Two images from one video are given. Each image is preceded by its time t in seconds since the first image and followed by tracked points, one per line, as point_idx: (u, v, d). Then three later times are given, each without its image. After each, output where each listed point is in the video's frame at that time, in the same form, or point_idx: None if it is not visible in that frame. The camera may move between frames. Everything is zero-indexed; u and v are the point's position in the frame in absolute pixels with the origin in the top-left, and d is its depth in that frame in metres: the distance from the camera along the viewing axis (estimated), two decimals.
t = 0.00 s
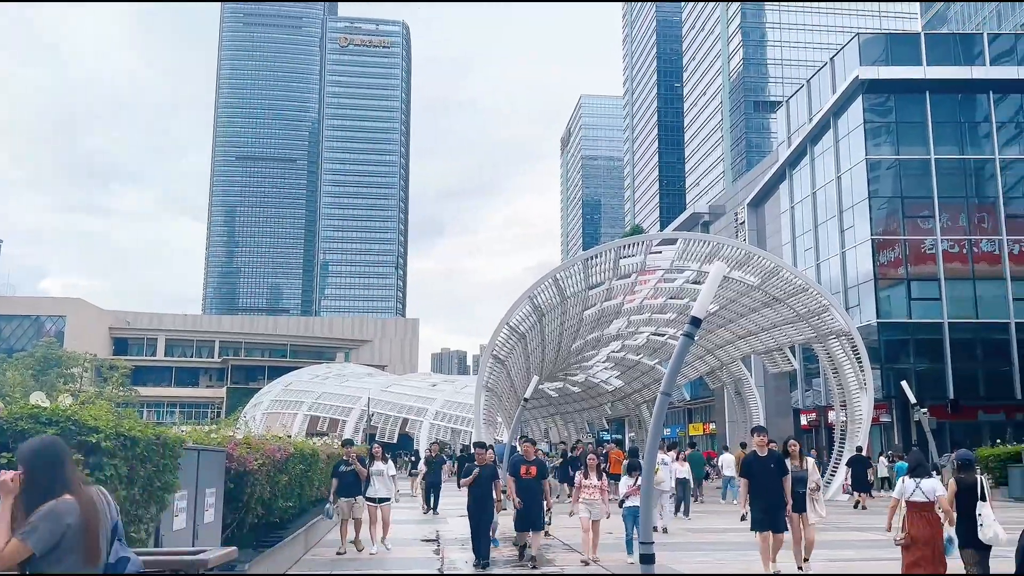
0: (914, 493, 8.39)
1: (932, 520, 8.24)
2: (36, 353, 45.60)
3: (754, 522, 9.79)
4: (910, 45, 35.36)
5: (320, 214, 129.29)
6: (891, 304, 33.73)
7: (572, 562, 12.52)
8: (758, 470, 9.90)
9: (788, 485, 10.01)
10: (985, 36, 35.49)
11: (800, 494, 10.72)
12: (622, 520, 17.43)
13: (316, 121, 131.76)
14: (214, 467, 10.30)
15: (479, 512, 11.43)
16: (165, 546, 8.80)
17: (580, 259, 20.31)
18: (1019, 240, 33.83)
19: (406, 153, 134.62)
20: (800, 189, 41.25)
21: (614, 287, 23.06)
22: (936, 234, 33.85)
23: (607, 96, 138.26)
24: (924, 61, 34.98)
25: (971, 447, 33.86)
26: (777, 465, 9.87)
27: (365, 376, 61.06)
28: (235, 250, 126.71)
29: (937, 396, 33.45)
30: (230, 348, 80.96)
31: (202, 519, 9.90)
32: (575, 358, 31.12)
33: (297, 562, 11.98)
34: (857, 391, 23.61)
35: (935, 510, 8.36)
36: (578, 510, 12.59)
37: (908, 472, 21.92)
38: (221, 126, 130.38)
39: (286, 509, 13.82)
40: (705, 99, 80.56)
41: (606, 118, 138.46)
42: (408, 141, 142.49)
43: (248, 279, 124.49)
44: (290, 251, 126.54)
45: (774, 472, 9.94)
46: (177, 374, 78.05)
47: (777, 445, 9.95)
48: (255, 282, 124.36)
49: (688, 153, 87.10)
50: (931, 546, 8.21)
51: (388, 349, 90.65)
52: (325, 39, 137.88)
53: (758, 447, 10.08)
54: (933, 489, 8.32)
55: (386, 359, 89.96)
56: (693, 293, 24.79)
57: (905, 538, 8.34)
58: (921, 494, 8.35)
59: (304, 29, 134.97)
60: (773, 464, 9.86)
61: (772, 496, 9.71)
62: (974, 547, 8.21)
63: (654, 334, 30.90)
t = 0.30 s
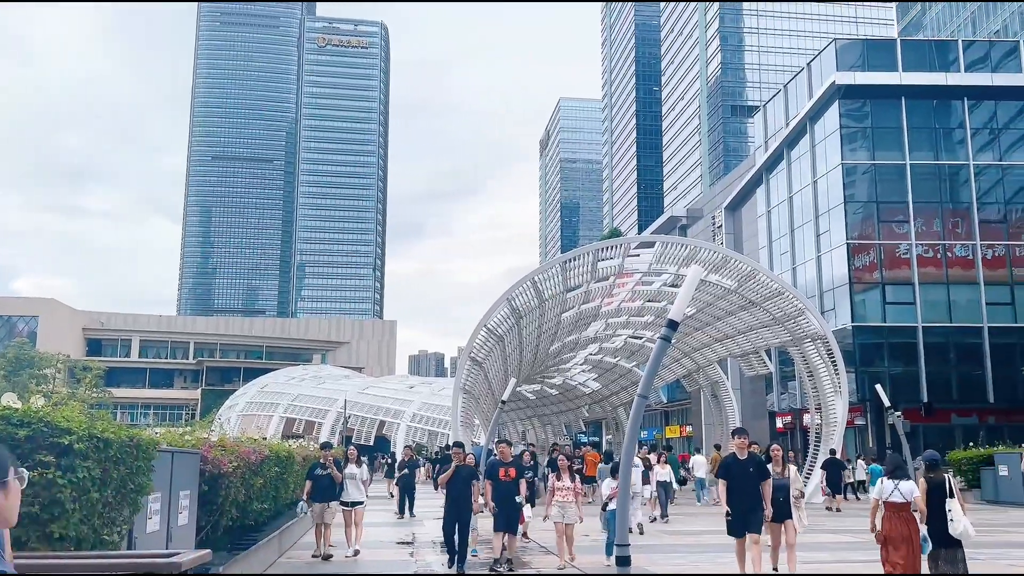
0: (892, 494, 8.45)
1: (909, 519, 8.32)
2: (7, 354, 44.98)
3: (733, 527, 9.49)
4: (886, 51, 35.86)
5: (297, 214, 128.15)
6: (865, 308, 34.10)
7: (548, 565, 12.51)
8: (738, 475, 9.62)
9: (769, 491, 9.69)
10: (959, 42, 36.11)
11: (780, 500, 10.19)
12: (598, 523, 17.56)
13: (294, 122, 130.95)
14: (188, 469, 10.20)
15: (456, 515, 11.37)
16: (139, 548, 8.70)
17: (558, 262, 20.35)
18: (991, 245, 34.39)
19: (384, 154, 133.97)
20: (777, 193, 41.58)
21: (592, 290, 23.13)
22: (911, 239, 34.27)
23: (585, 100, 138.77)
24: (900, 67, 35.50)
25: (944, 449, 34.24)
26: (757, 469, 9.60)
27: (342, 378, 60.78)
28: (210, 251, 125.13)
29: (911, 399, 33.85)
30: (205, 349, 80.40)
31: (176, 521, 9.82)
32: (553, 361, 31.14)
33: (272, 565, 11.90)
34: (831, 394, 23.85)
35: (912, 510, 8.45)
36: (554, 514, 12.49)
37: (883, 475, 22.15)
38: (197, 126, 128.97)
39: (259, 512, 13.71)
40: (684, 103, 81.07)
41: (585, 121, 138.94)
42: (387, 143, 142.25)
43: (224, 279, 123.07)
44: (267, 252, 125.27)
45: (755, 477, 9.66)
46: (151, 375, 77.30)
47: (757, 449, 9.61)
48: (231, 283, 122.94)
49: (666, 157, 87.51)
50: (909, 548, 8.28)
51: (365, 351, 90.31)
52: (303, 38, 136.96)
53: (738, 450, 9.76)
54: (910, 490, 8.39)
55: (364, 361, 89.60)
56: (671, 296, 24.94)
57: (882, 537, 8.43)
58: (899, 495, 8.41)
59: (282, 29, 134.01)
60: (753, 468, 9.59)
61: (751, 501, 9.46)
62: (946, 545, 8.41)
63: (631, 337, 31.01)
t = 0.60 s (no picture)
0: (871, 491, 8.54)
1: (886, 515, 8.40)
2: None
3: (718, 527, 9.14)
4: (866, 53, 36.18)
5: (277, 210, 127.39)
6: (844, 308, 34.39)
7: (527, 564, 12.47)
8: (725, 473, 9.27)
9: (755, 487, 9.34)
10: (938, 45, 36.48)
11: (767, 497, 9.97)
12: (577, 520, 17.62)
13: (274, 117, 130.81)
14: (166, 466, 10.10)
15: (434, 515, 11.28)
16: (116, 546, 8.61)
17: (540, 260, 20.38)
18: (969, 246, 34.73)
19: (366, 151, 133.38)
20: (757, 193, 41.85)
21: (573, 289, 23.19)
22: (889, 239, 34.65)
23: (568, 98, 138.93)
24: (880, 69, 35.82)
25: (920, 449, 34.49)
26: (744, 468, 9.29)
27: (322, 375, 60.48)
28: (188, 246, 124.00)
29: (888, 399, 34.16)
30: (183, 346, 79.71)
31: (154, 519, 9.72)
32: (534, 359, 31.17)
33: (250, 563, 11.81)
34: (809, 393, 24.02)
35: (890, 506, 8.54)
36: (532, 514, 12.40)
37: (859, 474, 22.39)
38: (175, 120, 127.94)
39: (238, 509, 13.57)
40: (666, 102, 81.35)
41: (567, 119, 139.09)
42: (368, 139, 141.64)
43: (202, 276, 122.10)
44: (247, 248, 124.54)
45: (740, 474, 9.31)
46: (129, 371, 76.60)
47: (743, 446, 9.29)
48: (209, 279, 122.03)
49: (648, 156, 87.77)
50: (887, 543, 8.34)
51: (346, 348, 89.88)
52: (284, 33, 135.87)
53: (723, 445, 9.45)
54: (889, 487, 8.50)
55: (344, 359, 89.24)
56: (651, 295, 25.05)
57: (860, 532, 8.49)
58: (878, 491, 8.50)
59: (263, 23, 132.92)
60: (740, 467, 9.29)
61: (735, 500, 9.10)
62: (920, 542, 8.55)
63: (612, 336, 31.11)
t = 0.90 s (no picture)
0: (847, 485, 8.60)
1: (861, 507, 8.48)
2: None
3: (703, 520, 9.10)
4: (851, 49, 36.37)
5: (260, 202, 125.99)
6: (826, 303, 34.63)
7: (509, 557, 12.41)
8: (709, 464, 9.30)
9: (739, 483, 9.36)
10: (923, 41, 36.68)
11: (753, 494, 9.91)
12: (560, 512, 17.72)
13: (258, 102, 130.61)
14: (149, 457, 10.11)
15: (415, 507, 11.24)
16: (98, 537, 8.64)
17: (525, 254, 20.38)
18: (951, 242, 34.99)
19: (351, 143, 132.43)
20: (741, 188, 42.07)
21: (557, 283, 23.24)
22: (871, 235, 34.90)
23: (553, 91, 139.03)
24: (865, 65, 36.04)
25: (900, 443, 34.79)
26: (727, 462, 9.28)
27: (305, 367, 60.30)
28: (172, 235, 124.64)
29: (869, 393, 34.43)
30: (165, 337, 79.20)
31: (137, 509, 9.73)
32: (519, 352, 31.19)
33: (232, 555, 11.77)
34: (792, 387, 24.13)
35: (865, 499, 8.63)
36: (513, 506, 12.32)
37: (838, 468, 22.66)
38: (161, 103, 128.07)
39: (221, 500, 13.51)
40: (652, 95, 81.37)
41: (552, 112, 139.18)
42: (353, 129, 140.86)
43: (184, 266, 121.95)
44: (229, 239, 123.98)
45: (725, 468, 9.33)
46: (110, 363, 76.07)
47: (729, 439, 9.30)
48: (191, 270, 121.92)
49: (634, 149, 87.95)
50: (862, 534, 8.44)
51: (329, 341, 89.69)
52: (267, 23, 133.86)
53: (708, 439, 9.45)
54: (864, 480, 8.59)
55: (328, 351, 89.10)
56: (635, 288, 25.15)
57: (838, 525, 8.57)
58: (854, 484, 8.58)
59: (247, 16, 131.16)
60: (724, 460, 9.28)
61: (720, 493, 9.12)
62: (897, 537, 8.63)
63: (596, 329, 31.16)
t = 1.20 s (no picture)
0: (820, 479, 8.94)
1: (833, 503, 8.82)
2: None
3: (685, 516, 9.12)
4: (834, 46, 36.55)
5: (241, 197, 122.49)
6: (807, 299, 34.85)
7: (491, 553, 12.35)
8: (690, 457, 9.32)
9: (723, 476, 9.33)
10: (906, 40, 36.88)
11: (737, 486, 9.84)
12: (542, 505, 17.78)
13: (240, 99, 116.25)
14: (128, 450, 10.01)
15: (397, 501, 11.17)
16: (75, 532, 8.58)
17: (510, 247, 20.32)
18: (931, 239, 35.21)
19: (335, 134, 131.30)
20: (724, 184, 42.21)
21: (541, 276, 23.22)
22: (853, 232, 35.12)
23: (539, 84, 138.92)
24: (848, 62, 36.27)
25: (879, 438, 35.12)
26: (711, 454, 9.25)
27: (287, 360, 60.06)
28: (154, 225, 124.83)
29: (849, 389, 34.71)
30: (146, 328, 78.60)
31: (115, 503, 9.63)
32: (502, 346, 31.25)
33: (211, 549, 11.68)
34: (773, 382, 24.27)
35: (837, 492, 8.97)
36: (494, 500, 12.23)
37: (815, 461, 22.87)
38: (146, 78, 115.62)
39: (199, 491, 13.33)
40: (637, 90, 81.30)
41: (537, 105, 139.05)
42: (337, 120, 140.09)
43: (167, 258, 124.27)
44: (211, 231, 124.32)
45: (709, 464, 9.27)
46: (89, 353, 75.49)
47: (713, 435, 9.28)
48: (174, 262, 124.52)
49: (619, 144, 88.00)
50: (830, 527, 8.83)
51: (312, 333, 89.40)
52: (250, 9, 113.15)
53: (691, 432, 9.50)
54: (834, 475, 8.89)
55: (310, 344, 88.81)
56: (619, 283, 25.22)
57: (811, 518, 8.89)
58: (827, 478, 8.89)
59: None
60: (708, 453, 9.24)
61: (702, 488, 9.12)
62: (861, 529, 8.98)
63: (580, 323, 31.22)
